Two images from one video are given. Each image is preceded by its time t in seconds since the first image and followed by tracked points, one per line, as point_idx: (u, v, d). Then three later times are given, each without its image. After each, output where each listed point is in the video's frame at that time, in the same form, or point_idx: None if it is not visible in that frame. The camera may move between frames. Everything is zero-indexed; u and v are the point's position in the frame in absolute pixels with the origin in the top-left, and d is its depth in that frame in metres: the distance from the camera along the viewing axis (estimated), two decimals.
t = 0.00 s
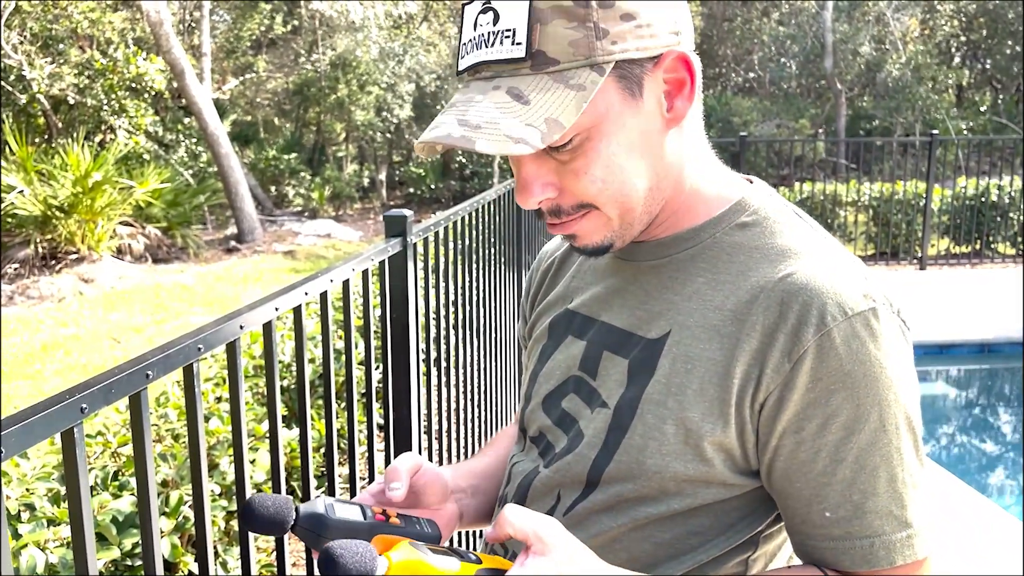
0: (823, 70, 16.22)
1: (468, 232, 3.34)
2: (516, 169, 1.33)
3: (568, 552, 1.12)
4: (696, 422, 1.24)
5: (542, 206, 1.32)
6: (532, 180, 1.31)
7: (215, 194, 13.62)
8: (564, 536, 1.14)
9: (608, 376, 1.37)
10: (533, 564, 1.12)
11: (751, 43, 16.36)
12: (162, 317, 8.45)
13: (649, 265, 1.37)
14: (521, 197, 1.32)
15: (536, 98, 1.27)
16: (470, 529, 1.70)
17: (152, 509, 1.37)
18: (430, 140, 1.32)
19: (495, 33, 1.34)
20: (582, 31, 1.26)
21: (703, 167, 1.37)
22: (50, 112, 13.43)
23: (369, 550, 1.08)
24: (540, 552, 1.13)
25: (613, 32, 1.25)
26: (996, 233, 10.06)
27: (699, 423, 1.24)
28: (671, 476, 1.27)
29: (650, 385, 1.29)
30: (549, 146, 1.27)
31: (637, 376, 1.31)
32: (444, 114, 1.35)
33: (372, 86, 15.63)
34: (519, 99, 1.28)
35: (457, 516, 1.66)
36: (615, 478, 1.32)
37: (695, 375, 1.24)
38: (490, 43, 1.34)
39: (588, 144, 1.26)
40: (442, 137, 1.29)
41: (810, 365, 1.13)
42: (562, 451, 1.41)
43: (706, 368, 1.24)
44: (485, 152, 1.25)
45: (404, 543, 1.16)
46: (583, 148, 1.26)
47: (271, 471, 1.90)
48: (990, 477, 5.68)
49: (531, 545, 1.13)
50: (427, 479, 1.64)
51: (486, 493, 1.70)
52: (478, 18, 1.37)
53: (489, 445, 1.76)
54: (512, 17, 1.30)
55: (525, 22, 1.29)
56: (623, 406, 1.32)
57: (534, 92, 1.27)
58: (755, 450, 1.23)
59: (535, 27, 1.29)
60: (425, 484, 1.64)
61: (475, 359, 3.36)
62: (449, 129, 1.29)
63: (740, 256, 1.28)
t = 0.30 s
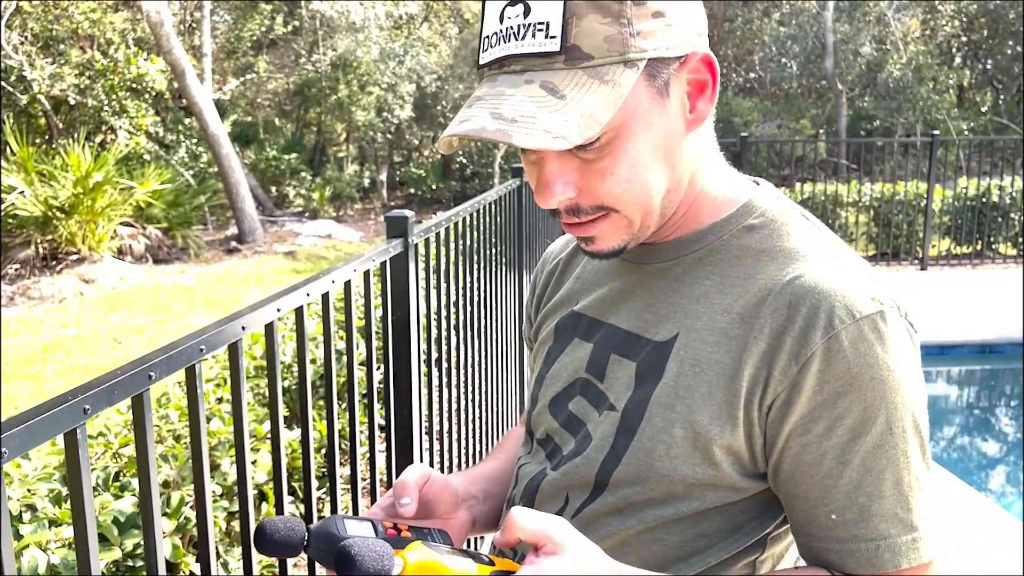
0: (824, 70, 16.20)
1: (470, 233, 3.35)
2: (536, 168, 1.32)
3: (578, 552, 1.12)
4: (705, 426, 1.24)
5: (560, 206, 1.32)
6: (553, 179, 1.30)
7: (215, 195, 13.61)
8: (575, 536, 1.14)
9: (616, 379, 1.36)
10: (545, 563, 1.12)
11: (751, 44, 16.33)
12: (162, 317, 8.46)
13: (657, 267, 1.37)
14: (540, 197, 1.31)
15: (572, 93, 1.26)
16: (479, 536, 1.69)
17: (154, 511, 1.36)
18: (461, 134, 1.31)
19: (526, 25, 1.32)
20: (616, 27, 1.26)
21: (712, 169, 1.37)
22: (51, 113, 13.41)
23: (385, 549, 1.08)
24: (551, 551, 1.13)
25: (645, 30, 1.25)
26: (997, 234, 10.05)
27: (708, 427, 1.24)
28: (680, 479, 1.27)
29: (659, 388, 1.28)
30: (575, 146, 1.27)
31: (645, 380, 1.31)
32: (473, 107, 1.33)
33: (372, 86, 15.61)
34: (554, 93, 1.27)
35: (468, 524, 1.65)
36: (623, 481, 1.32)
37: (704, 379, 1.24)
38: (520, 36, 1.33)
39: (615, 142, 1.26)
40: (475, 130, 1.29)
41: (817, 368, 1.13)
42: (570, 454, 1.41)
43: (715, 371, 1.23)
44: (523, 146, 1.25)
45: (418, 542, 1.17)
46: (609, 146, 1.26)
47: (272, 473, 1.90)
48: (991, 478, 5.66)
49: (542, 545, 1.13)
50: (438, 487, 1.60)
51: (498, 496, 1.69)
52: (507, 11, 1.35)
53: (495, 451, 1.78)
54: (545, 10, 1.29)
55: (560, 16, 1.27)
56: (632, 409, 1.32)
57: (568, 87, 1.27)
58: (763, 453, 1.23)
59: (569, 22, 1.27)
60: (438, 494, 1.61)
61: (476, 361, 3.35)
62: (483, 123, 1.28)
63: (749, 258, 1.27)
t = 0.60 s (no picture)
0: (824, 70, 16.19)
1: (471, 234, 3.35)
2: (549, 155, 1.32)
3: (578, 551, 1.13)
4: (711, 429, 1.24)
5: (568, 195, 1.32)
6: (565, 165, 1.30)
7: (215, 195, 13.59)
8: (575, 537, 1.15)
9: (622, 381, 1.36)
10: (550, 566, 1.12)
11: (751, 44, 16.20)
12: (162, 317, 8.47)
13: (661, 269, 1.38)
14: (550, 183, 1.31)
15: (594, 76, 1.26)
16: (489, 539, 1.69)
17: (157, 510, 1.37)
18: (481, 106, 1.30)
19: (552, 7, 1.33)
20: (641, 15, 1.26)
21: (719, 170, 1.38)
22: (51, 113, 13.39)
23: (401, 552, 1.09)
24: (551, 553, 1.14)
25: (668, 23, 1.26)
26: (997, 234, 10.06)
27: (713, 431, 1.24)
28: (685, 482, 1.27)
29: (665, 391, 1.28)
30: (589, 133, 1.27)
31: (651, 382, 1.31)
32: (495, 83, 1.33)
33: (373, 86, 15.62)
34: (575, 74, 1.27)
35: (480, 529, 1.64)
36: (629, 484, 1.32)
37: (709, 382, 1.24)
38: (545, 17, 1.33)
39: (629, 133, 1.26)
40: (496, 104, 1.29)
41: (821, 371, 1.13)
42: (576, 456, 1.41)
43: (720, 374, 1.23)
44: (542, 122, 1.24)
45: (431, 548, 1.17)
46: (623, 137, 1.27)
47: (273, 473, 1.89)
48: (992, 477, 5.66)
49: (544, 547, 1.14)
50: (449, 497, 1.59)
51: (504, 500, 1.70)
52: None
53: (499, 451, 1.77)
54: None
55: None
56: (637, 412, 1.32)
57: (590, 69, 1.27)
58: (768, 455, 1.23)
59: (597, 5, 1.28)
60: (449, 503, 1.59)
61: (476, 363, 3.34)
62: (504, 97, 1.28)
63: (754, 260, 1.27)
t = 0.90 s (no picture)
0: (824, 71, 16.20)
1: (472, 234, 3.35)
2: (552, 151, 1.33)
3: (578, 554, 1.13)
4: (716, 429, 1.24)
5: (569, 191, 1.33)
6: (567, 160, 1.31)
7: (216, 196, 13.58)
8: (574, 538, 1.15)
9: (626, 382, 1.37)
10: (551, 567, 1.13)
11: (751, 45, 16.18)
12: (163, 318, 8.47)
13: (665, 269, 1.38)
14: (552, 177, 1.32)
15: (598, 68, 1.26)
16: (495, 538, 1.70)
17: (161, 509, 1.37)
18: (489, 94, 1.31)
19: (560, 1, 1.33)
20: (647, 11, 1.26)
21: (720, 171, 1.38)
22: (51, 113, 13.38)
23: (404, 553, 1.09)
24: (551, 555, 1.14)
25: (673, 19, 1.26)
26: (997, 234, 10.05)
27: (717, 431, 1.24)
28: (690, 481, 1.27)
29: (669, 390, 1.29)
30: (593, 128, 1.28)
31: (655, 382, 1.32)
32: (501, 73, 1.33)
33: (373, 87, 15.61)
34: (579, 67, 1.28)
35: (488, 529, 1.65)
36: (633, 482, 1.32)
37: (713, 381, 1.24)
38: (552, 11, 1.34)
39: (632, 130, 1.27)
40: (501, 91, 1.29)
41: (824, 369, 1.13)
42: (580, 455, 1.42)
43: (724, 373, 1.24)
44: (546, 111, 1.25)
45: (435, 547, 1.17)
46: (626, 134, 1.27)
47: (278, 473, 1.90)
48: (989, 478, 5.65)
49: (543, 549, 1.14)
50: (461, 498, 1.59)
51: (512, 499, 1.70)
52: None
53: (503, 451, 1.77)
54: None
55: None
56: (641, 412, 1.32)
57: (595, 62, 1.27)
58: (771, 453, 1.23)
59: None
60: (460, 503, 1.59)
61: (477, 363, 3.35)
62: (509, 86, 1.28)
63: (758, 261, 1.27)
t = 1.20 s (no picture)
0: (824, 71, 16.20)
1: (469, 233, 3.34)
2: (546, 164, 1.33)
3: (581, 543, 1.14)
4: (720, 426, 1.24)
5: (568, 201, 1.34)
6: (563, 172, 1.31)
7: (215, 196, 13.58)
8: (577, 527, 1.15)
9: (631, 379, 1.37)
10: (554, 553, 1.13)
11: (751, 45, 16.16)
12: (163, 318, 8.46)
13: (670, 269, 1.38)
14: (549, 189, 1.32)
15: (577, 81, 1.27)
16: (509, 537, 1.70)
17: (163, 510, 1.37)
18: (474, 117, 1.33)
19: (536, 18, 1.34)
20: (624, 19, 1.26)
21: (722, 168, 1.38)
22: (51, 113, 13.38)
23: (409, 536, 1.09)
24: (552, 543, 1.14)
25: (652, 21, 1.25)
26: (997, 234, 10.03)
27: (722, 427, 1.24)
28: (695, 477, 1.27)
29: (674, 386, 1.29)
30: (584, 138, 1.28)
31: (661, 378, 1.32)
32: (486, 92, 1.35)
33: (373, 87, 15.59)
34: (560, 81, 1.28)
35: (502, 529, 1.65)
36: (638, 478, 1.32)
37: (718, 376, 1.24)
38: (530, 28, 1.34)
39: (623, 137, 1.27)
40: (484, 114, 1.31)
41: (828, 362, 1.13)
42: (585, 453, 1.42)
43: (729, 369, 1.24)
44: (525, 130, 1.25)
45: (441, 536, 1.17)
46: (618, 141, 1.27)
47: (280, 472, 1.90)
48: (990, 478, 5.65)
49: (544, 539, 1.15)
50: (474, 501, 1.60)
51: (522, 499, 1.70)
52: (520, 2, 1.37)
53: (507, 451, 1.77)
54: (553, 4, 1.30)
55: (568, 8, 1.29)
56: (646, 409, 1.32)
57: (574, 76, 1.28)
58: (776, 449, 1.22)
59: (578, 13, 1.28)
60: (471, 506, 1.60)
61: (478, 363, 3.35)
62: (490, 107, 1.30)
63: (764, 257, 1.28)
